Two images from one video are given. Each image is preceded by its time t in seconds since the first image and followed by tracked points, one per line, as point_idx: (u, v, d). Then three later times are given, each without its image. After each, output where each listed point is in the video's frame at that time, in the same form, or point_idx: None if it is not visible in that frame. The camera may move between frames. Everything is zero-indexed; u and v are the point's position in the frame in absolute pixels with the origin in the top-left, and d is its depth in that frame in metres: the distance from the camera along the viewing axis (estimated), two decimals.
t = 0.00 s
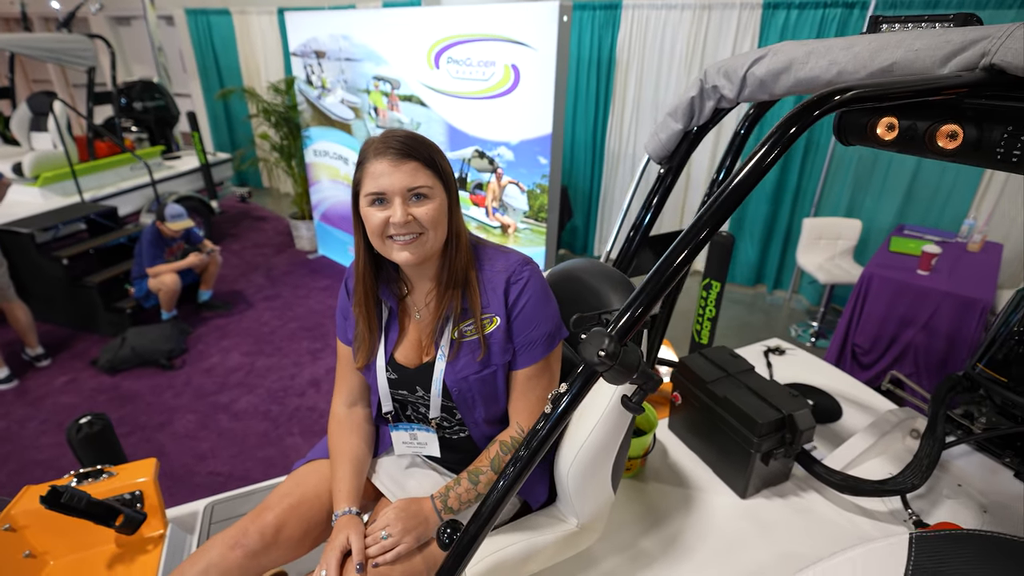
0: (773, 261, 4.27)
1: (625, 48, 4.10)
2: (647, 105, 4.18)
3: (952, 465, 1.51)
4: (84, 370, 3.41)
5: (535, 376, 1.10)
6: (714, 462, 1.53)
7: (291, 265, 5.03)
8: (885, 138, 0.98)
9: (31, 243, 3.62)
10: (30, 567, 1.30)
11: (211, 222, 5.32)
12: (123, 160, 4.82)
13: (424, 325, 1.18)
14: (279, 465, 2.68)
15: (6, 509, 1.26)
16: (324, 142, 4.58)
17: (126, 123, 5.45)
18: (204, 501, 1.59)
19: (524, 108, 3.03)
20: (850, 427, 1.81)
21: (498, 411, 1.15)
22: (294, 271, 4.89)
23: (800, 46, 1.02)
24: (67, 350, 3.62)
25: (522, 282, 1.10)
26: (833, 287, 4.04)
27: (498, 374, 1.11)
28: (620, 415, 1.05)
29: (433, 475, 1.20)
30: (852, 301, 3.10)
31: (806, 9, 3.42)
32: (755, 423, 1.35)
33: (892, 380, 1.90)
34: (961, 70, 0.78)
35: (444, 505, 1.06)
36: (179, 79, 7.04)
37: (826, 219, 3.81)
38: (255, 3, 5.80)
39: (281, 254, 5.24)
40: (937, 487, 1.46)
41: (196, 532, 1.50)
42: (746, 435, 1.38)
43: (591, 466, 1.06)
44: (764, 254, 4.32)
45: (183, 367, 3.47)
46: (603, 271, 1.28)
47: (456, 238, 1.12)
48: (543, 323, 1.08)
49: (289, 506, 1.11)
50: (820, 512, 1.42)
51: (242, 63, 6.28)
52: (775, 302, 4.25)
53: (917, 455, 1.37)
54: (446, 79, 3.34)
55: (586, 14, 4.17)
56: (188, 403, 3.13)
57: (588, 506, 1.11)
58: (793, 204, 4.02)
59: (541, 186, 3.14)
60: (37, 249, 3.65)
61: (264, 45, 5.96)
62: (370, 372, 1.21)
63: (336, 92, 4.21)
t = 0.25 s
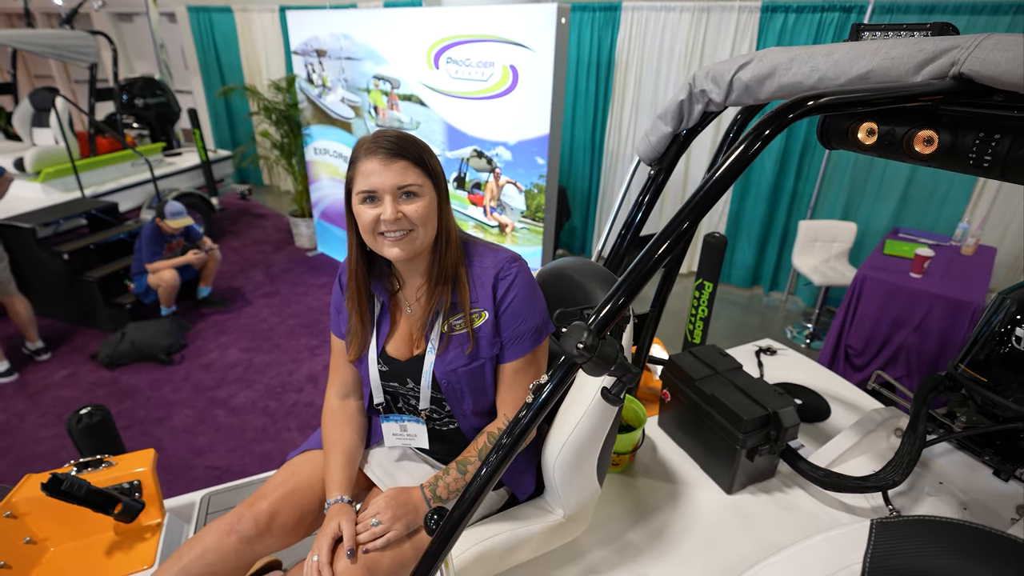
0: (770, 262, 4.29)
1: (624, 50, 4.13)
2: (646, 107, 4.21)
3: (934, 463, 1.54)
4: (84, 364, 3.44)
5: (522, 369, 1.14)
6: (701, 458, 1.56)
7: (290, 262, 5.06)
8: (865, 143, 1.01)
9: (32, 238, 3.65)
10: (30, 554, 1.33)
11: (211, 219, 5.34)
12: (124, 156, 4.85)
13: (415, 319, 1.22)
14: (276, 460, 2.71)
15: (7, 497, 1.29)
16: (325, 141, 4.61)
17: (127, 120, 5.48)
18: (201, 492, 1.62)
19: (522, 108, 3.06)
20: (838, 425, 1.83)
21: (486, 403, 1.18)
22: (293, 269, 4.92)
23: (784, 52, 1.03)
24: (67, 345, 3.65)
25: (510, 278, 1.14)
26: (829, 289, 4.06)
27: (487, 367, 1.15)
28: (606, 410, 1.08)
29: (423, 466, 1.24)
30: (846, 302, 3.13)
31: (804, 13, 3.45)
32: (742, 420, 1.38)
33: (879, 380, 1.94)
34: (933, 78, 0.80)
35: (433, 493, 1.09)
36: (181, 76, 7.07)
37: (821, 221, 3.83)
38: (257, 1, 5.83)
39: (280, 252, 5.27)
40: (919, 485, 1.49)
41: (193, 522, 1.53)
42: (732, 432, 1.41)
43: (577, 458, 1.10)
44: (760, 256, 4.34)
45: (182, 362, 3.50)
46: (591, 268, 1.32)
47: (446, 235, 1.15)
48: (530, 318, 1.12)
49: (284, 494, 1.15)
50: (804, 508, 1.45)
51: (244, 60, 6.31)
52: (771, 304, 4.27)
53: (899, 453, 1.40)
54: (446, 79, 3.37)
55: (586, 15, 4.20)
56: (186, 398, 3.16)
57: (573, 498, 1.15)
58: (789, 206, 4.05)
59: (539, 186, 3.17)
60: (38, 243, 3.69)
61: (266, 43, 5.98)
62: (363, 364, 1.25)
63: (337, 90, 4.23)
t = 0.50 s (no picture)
0: (768, 265, 4.31)
1: (625, 52, 4.15)
2: (647, 108, 4.23)
3: (921, 463, 1.56)
4: (86, 359, 3.48)
5: (513, 365, 1.18)
6: (693, 456, 1.59)
7: (291, 260, 5.09)
8: (852, 148, 1.02)
9: (36, 233, 3.69)
10: (34, 541, 1.37)
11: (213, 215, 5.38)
12: (128, 152, 4.89)
13: (409, 315, 1.25)
14: (275, 455, 2.74)
15: (12, 485, 1.33)
16: (327, 139, 4.64)
17: (131, 116, 5.52)
18: (201, 485, 1.65)
19: (523, 109, 3.09)
20: (829, 425, 1.86)
21: (478, 398, 1.22)
22: (294, 266, 4.95)
23: (772, 59, 1.03)
24: (70, 339, 3.68)
25: (501, 276, 1.18)
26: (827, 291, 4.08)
27: (478, 362, 1.19)
28: (595, 408, 1.11)
29: (417, 460, 1.27)
30: (842, 305, 3.15)
31: (803, 17, 3.46)
32: (732, 418, 1.40)
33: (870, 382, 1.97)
34: (911, 87, 0.80)
35: (426, 485, 1.13)
36: (185, 73, 7.10)
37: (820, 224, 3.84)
38: None
39: (282, 249, 5.30)
40: (906, 484, 1.52)
41: (193, 513, 1.56)
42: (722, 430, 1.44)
43: (567, 452, 1.13)
44: (759, 258, 4.37)
45: (184, 358, 3.53)
46: (583, 267, 1.35)
47: (438, 234, 1.18)
48: (520, 315, 1.16)
49: (281, 485, 1.19)
50: (792, 506, 1.47)
51: (247, 58, 6.34)
52: (769, 306, 4.29)
53: (885, 452, 1.43)
54: (447, 79, 3.40)
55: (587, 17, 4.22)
56: (187, 393, 3.19)
57: (564, 492, 1.18)
58: (788, 208, 4.07)
59: (538, 186, 3.20)
60: (42, 239, 3.73)
61: (270, 41, 6.02)
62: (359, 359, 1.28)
63: (339, 90, 4.26)
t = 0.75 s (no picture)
0: (774, 267, 4.30)
1: (632, 53, 4.15)
2: (653, 109, 4.24)
3: (922, 466, 1.57)
4: (95, 353, 3.52)
5: (511, 362, 1.20)
6: (694, 456, 1.59)
7: (298, 258, 5.12)
8: (854, 150, 1.01)
9: (47, 229, 3.74)
10: (43, 529, 1.39)
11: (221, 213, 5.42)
12: (138, 150, 4.94)
13: (406, 313, 1.27)
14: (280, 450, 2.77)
15: (23, 475, 1.36)
16: (334, 138, 4.67)
17: (141, 114, 5.57)
18: (207, 477, 1.67)
19: (528, 109, 3.10)
20: (830, 427, 1.86)
21: (475, 395, 1.24)
22: (301, 264, 4.98)
23: (774, 61, 1.02)
24: (79, 334, 3.73)
25: (497, 275, 1.20)
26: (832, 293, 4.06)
27: (475, 360, 1.21)
28: (595, 404, 1.13)
29: (417, 456, 1.29)
30: (847, 308, 3.13)
31: (811, 18, 3.45)
32: (731, 419, 1.41)
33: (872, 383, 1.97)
34: (910, 90, 0.80)
35: (427, 479, 1.15)
36: (195, 72, 7.16)
37: (826, 226, 3.82)
38: None
39: (289, 247, 5.33)
40: (906, 486, 1.52)
41: (198, 505, 1.58)
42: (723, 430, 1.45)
43: (567, 449, 1.14)
44: (764, 260, 4.36)
45: (191, 353, 3.57)
46: (585, 265, 1.36)
47: (432, 233, 1.20)
48: (517, 314, 1.18)
49: (285, 477, 1.22)
50: (793, 506, 1.48)
51: (256, 57, 6.39)
52: (774, 308, 4.28)
53: (886, 453, 1.43)
54: (454, 79, 3.42)
55: (594, 18, 4.23)
56: (193, 388, 3.23)
57: (564, 488, 1.20)
58: (794, 210, 4.06)
59: (543, 186, 3.21)
60: (53, 234, 3.78)
61: (279, 40, 6.06)
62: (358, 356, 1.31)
63: (347, 89, 4.29)
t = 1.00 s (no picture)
0: (783, 269, 4.28)
1: (642, 53, 4.15)
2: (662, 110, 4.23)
3: (930, 468, 1.55)
4: (108, 347, 3.58)
5: (514, 357, 1.21)
6: (698, 454, 1.59)
7: (308, 255, 5.16)
8: (862, 149, 1.00)
9: (63, 225, 3.80)
10: (57, 517, 1.42)
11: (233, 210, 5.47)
12: (152, 147, 5.00)
13: (408, 309, 1.29)
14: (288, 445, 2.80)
15: (38, 464, 1.38)
16: (345, 137, 4.71)
17: (156, 112, 5.64)
18: (216, 470, 1.69)
19: (537, 109, 3.11)
20: (838, 429, 1.85)
21: (477, 390, 1.26)
22: (311, 261, 5.02)
23: (782, 59, 1.01)
24: (93, 328, 3.79)
25: (498, 270, 1.21)
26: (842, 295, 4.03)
27: (477, 355, 1.22)
28: (600, 400, 1.13)
29: (419, 452, 1.30)
30: (857, 310, 3.10)
31: (824, 18, 3.43)
32: (737, 417, 1.41)
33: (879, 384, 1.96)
34: (918, 88, 0.79)
35: (432, 473, 1.16)
36: (208, 70, 7.23)
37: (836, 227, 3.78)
38: None
39: (299, 244, 5.38)
40: (914, 489, 1.51)
41: (208, 496, 1.60)
42: (728, 429, 1.45)
43: (571, 445, 1.15)
44: (774, 262, 4.33)
45: (202, 349, 3.61)
46: (589, 263, 1.37)
47: (432, 229, 1.21)
48: (518, 309, 1.19)
49: (292, 469, 1.23)
50: (798, 506, 1.47)
51: (269, 57, 6.45)
52: (783, 310, 4.25)
53: (894, 454, 1.41)
54: (464, 79, 3.43)
55: (604, 17, 4.23)
56: (204, 383, 3.27)
57: (568, 484, 1.20)
58: (804, 211, 4.04)
59: (551, 185, 3.22)
60: (68, 230, 3.84)
61: (291, 40, 6.12)
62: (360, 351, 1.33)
63: (358, 88, 4.32)
